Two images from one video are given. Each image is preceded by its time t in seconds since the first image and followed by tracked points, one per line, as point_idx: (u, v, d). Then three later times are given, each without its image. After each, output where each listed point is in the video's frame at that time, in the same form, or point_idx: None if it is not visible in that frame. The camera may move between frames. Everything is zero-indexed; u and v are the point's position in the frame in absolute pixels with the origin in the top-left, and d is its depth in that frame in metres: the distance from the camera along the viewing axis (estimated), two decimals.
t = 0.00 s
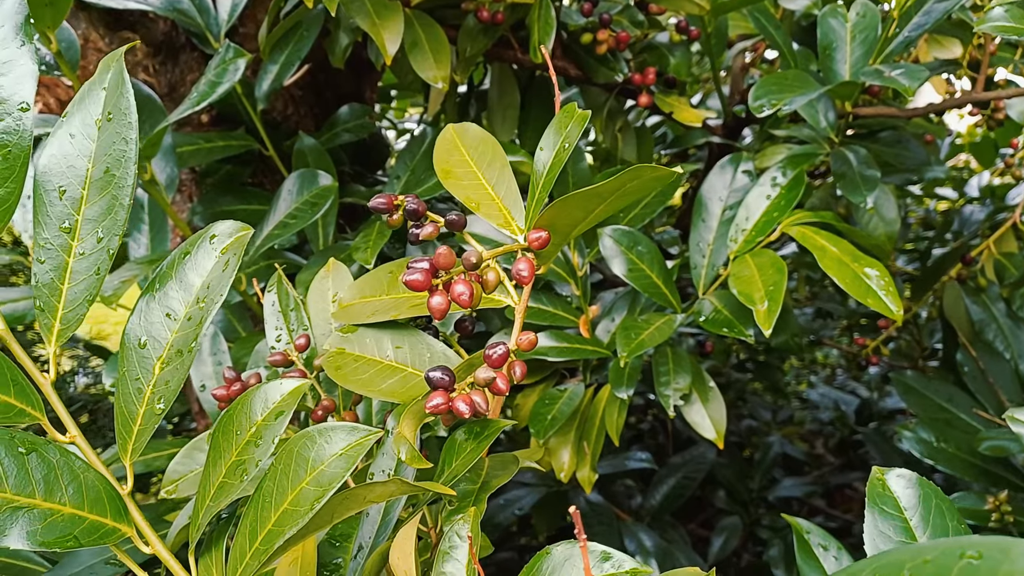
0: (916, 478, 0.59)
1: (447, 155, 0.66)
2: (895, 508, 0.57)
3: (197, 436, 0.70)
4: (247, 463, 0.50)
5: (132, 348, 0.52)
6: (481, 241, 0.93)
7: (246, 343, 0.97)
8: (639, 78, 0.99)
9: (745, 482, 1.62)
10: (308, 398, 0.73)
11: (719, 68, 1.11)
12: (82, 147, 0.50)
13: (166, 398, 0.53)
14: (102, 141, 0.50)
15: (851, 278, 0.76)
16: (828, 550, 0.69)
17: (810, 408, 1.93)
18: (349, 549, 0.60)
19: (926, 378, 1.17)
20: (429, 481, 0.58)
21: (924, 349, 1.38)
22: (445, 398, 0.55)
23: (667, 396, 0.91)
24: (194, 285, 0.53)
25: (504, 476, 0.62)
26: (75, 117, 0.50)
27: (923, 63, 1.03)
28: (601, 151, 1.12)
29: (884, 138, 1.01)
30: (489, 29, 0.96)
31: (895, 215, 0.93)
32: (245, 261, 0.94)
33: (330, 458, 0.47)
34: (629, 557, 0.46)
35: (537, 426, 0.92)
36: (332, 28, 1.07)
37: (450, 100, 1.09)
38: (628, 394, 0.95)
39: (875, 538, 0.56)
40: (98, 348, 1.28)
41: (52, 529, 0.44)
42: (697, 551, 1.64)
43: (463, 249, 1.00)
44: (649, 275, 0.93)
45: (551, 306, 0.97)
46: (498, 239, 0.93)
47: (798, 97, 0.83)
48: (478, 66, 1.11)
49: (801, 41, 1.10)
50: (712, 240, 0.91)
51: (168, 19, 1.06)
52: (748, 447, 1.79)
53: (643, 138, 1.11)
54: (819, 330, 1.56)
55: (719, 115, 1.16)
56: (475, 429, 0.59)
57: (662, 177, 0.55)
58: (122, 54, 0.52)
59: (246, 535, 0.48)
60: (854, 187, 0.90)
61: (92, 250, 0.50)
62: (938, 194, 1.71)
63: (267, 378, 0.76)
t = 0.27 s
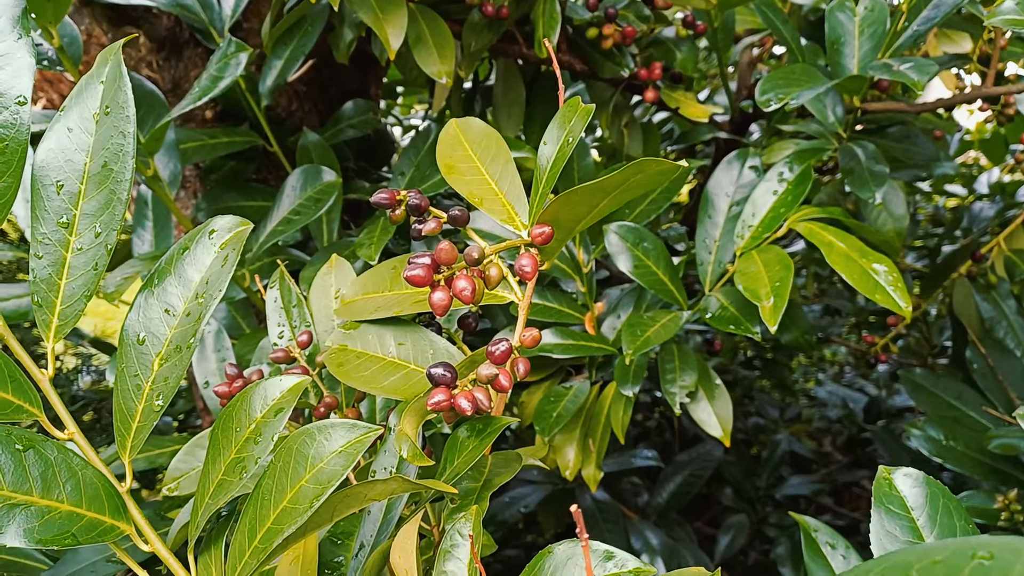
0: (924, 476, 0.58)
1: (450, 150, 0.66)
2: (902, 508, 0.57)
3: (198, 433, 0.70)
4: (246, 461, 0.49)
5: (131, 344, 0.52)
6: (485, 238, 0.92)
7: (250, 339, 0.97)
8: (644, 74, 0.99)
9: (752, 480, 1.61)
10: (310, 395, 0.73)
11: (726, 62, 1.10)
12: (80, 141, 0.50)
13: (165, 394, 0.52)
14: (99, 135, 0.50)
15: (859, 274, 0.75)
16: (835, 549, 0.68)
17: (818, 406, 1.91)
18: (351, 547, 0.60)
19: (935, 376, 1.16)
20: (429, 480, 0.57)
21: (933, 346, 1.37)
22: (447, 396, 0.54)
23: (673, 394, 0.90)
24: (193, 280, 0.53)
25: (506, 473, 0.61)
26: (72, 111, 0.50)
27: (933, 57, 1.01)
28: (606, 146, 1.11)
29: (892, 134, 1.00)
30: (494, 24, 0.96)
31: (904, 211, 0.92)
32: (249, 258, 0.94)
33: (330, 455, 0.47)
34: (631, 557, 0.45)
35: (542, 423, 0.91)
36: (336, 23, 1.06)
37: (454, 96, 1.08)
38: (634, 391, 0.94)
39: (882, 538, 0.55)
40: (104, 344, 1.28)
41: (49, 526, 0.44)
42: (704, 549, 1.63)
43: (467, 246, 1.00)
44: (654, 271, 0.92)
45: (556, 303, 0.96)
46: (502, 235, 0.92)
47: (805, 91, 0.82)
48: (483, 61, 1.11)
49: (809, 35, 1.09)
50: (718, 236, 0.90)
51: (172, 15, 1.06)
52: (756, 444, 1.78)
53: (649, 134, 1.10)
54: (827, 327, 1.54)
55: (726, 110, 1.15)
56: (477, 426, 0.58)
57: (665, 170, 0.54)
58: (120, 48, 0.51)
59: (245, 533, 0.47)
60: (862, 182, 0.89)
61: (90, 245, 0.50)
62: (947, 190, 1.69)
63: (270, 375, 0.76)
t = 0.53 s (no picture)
0: (928, 469, 0.57)
1: (451, 141, 0.65)
2: (905, 500, 0.56)
3: (198, 426, 0.70)
4: (247, 451, 0.49)
5: (131, 334, 0.51)
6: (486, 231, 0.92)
7: (250, 334, 0.97)
8: (647, 66, 0.99)
9: (753, 477, 1.60)
10: (310, 388, 0.73)
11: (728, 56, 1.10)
12: (80, 128, 0.49)
13: (165, 384, 0.52)
14: (99, 122, 0.49)
15: (863, 267, 0.74)
16: (838, 543, 0.68)
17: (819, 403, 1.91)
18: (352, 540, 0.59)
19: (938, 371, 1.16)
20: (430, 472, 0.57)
21: (935, 341, 1.36)
22: (449, 387, 0.54)
23: (675, 388, 0.90)
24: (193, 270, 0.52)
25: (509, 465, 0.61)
26: (73, 97, 0.50)
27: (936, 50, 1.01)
28: (608, 141, 1.11)
29: (895, 127, 0.99)
30: (496, 17, 0.95)
31: (907, 205, 0.91)
32: (249, 252, 0.94)
33: (332, 445, 0.46)
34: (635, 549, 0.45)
35: (543, 417, 0.91)
36: (337, 16, 1.06)
37: (456, 90, 1.08)
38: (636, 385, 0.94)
39: (885, 530, 0.55)
40: (104, 340, 1.28)
41: (48, 516, 0.43)
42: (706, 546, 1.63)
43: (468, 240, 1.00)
44: (657, 265, 0.91)
45: (558, 297, 0.96)
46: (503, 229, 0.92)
47: (809, 84, 0.82)
48: (484, 55, 1.10)
49: (811, 29, 1.09)
50: (721, 230, 0.90)
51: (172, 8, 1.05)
52: (757, 441, 1.78)
53: (651, 128, 1.10)
54: (830, 323, 1.54)
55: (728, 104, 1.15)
56: (479, 418, 0.58)
57: (671, 160, 0.54)
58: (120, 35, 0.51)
59: (246, 524, 0.47)
60: (865, 176, 0.89)
61: (90, 234, 0.50)
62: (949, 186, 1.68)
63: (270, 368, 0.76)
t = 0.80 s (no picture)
0: (909, 470, 0.58)
1: (439, 145, 0.66)
2: (886, 501, 0.57)
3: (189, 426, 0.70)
4: (230, 452, 0.50)
5: (118, 336, 0.52)
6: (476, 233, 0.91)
7: (244, 335, 0.97)
8: (639, 69, 0.99)
9: (749, 477, 1.61)
10: (301, 389, 0.73)
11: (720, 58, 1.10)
12: (68, 133, 0.50)
13: (151, 386, 0.52)
14: (86, 127, 0.50)
15: (850, 270, 0.75)
16: (824, 543, 0.69)
17: (816, 404, 1.91)
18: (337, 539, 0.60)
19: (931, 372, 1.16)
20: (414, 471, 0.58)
21: (929, 342, 1.37)
22: (431, 388, 0.54)
23: (666, 389, 0.90)
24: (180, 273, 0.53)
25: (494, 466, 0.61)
26: (60, 103, 0.51)
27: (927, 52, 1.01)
28: (602, 143, 1.11)
29: (886, 130, 1.00)
30: (488, 20, 0.96)
31: (897, 207, 0.91)
32: (244, 253, 0.94)
33: (314, 445, 0.47)
34: (611, 547, 0.45)
35: (535, 418, 0.92)
36: (332, 19, 1.06)
37: (450, 92, 1.08)
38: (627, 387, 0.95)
39: (866, 530, 0.56)
40: (101, 340, 1.29)
41: (35, 516, 0.44)
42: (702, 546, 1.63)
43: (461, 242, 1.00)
44: (648, 266, 0.92)
45: (550, 299, 0.96)
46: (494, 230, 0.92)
47: (797, 87, 0.82)
48: (478, 58, 1.11)
49: (804, 32, 1.09)
50: (711, 232, 0.90)
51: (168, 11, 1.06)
52: (753, 442, 1.78)
53: (643, 131, 1.10)
54: (825, 324, 1.54)
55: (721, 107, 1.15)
56: (464, 418, 0.58)
57: (653, 165, 0.54)
58: (108, 42, 0.52)
59: (230, 524, 0.47)
60: (854, 178, 0.89)
61: (78, 237, 0.50)
62: (945, 188, 1.68)
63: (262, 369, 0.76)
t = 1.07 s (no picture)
0: (899, 473, 0.57)
1: (429, 148, 0.66)
2: (876, 504, 0.56)
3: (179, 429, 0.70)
4: (214, 458, 0.50)
5: (102, 340, 0.52)
6: (467, 235, 0.90)
7: (237, 336, 0.97)
8: (633, 71, 0.99)
9: (746, 478, 1.61)
10: (292, 392, 0.73)
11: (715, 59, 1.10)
12: (51, 137, 0.50)
13: (135, 391, 0.52)
14: (70, 131, 0.50)
15: (842, 272, 0.75)
16: (817, 546, 0.68)
17: (814, 404, 1.91)
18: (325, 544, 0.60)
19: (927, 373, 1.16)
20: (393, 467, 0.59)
21: (926, 343, 1.36)
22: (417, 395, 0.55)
23: (659, 391, 0.90)
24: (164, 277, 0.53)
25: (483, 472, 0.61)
26: (44, 106, 0.51)
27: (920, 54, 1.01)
28: (596, 144, 1.11)
29: (881, 131, 0.99)
30: (481, 22, 0.96)
31: (891, 209, 0.91)
32: (237, 255, 0.94)
33: (297, 450, 0.47)
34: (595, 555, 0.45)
35: (528, 420, 0.91)
36: (326, 20, 1.06)
37: (444, 94, 1.08)
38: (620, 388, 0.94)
39: (855, 534, 0.55)
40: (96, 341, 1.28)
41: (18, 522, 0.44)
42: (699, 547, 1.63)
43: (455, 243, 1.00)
44: (641, 268, 0.92)
45: (544, 301, 0.96)
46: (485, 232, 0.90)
47: (791, 89, 0.82)
48: (472, 59, 1.11)
49: (798, 33, 1.09)
50: (704, 234, 0.90)
51: (162, 12, 1.06)
52: (751, 443, 1.78)
53: (638, 132, 1.10)
54: (821, 325, 1.54)
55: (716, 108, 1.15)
56: (451, 423, 0.58)
57: (639, 168, 0.54)
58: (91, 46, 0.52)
59: (214, 528, 0.47)
60: (847, 180, 0.89)
61: (62, 241, 0.50)
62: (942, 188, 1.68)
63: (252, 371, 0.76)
